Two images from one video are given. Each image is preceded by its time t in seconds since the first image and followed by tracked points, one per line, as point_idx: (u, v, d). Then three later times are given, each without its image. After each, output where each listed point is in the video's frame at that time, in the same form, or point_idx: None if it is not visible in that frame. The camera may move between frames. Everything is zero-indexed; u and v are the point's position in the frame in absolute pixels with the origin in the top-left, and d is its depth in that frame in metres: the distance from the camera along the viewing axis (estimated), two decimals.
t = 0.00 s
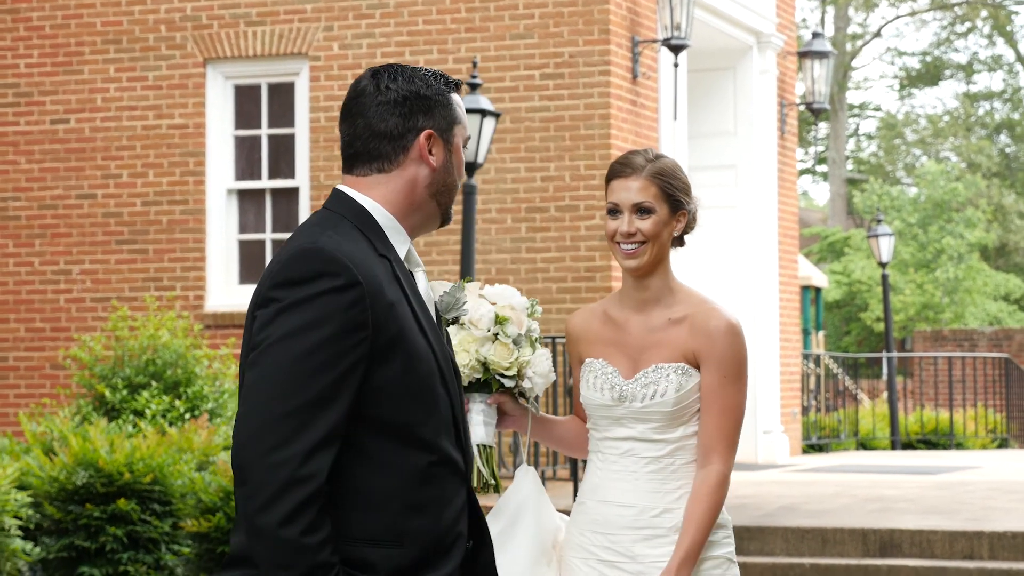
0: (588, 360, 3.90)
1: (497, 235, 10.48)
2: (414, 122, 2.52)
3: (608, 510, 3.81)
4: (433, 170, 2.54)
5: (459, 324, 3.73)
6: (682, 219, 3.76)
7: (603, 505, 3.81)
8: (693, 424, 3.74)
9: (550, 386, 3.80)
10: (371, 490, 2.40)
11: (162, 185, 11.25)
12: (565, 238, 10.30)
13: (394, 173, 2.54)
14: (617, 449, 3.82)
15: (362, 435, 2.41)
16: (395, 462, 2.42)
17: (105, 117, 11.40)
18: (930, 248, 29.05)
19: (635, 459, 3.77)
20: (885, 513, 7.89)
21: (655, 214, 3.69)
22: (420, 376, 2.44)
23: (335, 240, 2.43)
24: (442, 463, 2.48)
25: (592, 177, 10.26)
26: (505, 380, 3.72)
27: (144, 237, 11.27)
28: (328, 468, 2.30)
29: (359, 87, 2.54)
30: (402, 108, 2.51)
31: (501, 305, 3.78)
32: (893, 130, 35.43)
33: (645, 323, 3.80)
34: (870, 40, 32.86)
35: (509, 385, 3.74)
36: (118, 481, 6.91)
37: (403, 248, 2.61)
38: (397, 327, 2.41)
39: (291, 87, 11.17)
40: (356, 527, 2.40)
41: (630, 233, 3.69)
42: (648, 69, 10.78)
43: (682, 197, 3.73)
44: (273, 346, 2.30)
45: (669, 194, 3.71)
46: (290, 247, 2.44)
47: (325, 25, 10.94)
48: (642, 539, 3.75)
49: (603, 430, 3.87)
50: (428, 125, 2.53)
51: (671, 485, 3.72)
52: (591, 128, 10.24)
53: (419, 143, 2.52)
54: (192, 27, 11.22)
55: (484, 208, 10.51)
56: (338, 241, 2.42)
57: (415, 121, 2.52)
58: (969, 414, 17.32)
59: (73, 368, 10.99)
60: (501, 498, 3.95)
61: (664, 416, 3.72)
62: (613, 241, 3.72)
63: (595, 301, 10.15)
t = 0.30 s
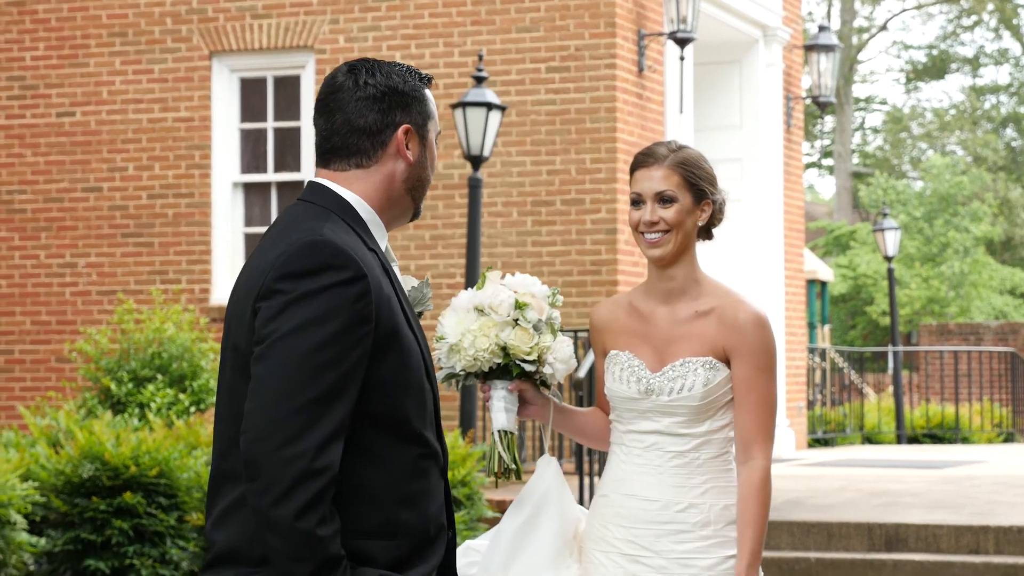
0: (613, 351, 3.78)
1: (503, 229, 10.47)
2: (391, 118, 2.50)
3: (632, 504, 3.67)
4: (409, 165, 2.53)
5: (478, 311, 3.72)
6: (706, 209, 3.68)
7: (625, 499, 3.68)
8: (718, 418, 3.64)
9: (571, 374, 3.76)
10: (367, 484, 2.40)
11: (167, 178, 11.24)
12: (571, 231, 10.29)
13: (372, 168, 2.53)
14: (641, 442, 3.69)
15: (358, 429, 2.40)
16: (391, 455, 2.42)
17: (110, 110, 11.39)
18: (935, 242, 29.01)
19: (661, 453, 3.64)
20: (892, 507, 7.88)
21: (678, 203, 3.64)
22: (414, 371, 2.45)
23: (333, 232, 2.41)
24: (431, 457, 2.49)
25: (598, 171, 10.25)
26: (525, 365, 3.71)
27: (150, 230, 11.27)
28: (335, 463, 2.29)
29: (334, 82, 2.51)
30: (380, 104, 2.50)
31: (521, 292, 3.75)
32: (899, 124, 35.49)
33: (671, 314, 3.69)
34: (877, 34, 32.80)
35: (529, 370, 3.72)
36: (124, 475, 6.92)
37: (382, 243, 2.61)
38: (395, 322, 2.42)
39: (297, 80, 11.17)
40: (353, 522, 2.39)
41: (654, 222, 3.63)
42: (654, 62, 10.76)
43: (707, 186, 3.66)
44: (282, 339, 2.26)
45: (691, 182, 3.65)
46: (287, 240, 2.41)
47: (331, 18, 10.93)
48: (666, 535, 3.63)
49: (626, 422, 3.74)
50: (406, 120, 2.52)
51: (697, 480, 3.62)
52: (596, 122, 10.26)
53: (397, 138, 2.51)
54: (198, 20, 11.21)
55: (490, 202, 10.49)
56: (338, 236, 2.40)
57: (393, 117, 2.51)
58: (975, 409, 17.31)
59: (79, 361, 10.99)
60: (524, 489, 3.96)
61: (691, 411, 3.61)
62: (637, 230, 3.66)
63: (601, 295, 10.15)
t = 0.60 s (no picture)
0: (629, 349, 3.75)
1: (503, 228, 10.47)
2: (363, 114, 2.59)
3: (645, 501, 3.60)
4: (384, 160, 2.62)
5: (501, 305, 3.68)
6: (722, 207, 3.65)
7: (638, 497, 3.61)
8: (731, 419, 3.62)
9: (589, 372, 3.72)
10: (356, 474, 2.49)
11: (167, 177, 11.24)
12: (571, 231, 10.29)
13: (347, 165, 2.62)
14: (655, 440, 3.63)
15: (344, 423, 2.49)
16: (377, 446, 2.51)
17: (110, 110, 11.39)
18: (935, 241, 29.01)
19: (675, 452, 3.59)
20: (892, 506, 7.87)
21: (691, 204, 3.61)
22: (397, 362, 2.54)
23: (314, 228, 2.49)
24: (416, 447, 2.58)
25: (597, 170, 10.25)
26: (545, 364, 3.67)
27: (150, 230, 11.27)
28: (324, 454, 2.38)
29: (306, 83, 2.61)
30: (350, 100, 2.59)
31: (544, 288, 3.69)
32: (899, 122, 35.70)
33: (689, 314, 3.67)
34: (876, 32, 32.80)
35: (550, 369, 3.68)
36: (124, 474, 6.91)
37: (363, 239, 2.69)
38: (377, 315, 2.51)
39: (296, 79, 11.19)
40: (343, 513, 2.48)
41: (667, 224, 3.61)
42: (654, 61, 10.76)
43: (721, 185, 3.63)
44: (265, 333, 2.35)
45: (704, 181, 3.62)
46: (270, 238, 2.49)
47: (331, 18, 10.93)
48: (679, 534, 3.55)
49: (639, 421, 3.69)
50: (377, 116, 2.61)
51: (711, 479, 3.57)
52: (596, 121, 10.26)
53: (370, 133, 2.60)
54: (198, 19, 11.21)
55: (489, 201, 10.49)
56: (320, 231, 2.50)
57: (364, 114, 2.59)
58: (975, 408, 17.30)
59: (79, 360, 10.99)
60: (538, 485, 3.83)
61: (707, 410, 3.58)
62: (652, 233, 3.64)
63: (600, 294, 10.16)
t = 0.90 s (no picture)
0: (632, 348, 3.75)
1: (499, 228, 10.47)
2: (351, 119, 2.70)
3: (642, 499, 3.60)
4: (371, 164, 2.73)
5: (506, 303, 3.67)
6: (721, 207, 3.60)
7: (636, 495, 3.61)
8: (732, 418, 3.59)
9: (591, 374, 3.71)
10: (356, 468, 2.61)
11: (163, 178, 11.24)
12: (566, 230, 10.29)
13: (336, 168, 2.73)
14: (654, 439, 3.64)
15: (346, 419, 2.60)
16: (376, 442, 2.63)
17: (106, 110, 11.39)
18: (930, 240, 29.03)
19: (673, 451, 3.59)
20: (888, 505, 7.88)
21: (688, 205, 3.57)
22: (395, 362, 2.67)
23: (321, 226, 2.61)
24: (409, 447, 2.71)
25: (593, 169, 10.25)
26: (546, 365, 3.67)
27: (145, 230, 11.27)
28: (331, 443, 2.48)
29: (296, 88, 2.72)
30: (339, 106, 2.69)
31: (551, 288, 3.68)
32: (895, 122, 35.56)
33: (690, 314, 3.65)
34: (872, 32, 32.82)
35: (550, 370, 3.68)
36: (119, 475, 6.90)
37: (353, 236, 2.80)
38: (379, 316, 2.63)
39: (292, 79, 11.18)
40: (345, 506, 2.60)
41: (663, 226, 3.58)
42: (649, 61, 10.77)
43: (718, 184, 3.60)
44: (279, 325, 2.45)
45: (701, 182, 3.58)
46: (278, 237, 2.59)
47: (326, 18, 10.93)
48: (675, 532, 3.54)
49: (640, 419, 3.69)
50: (365, 121, 2.71)
51: (708, 478, 3.55)
52: (591, 121, 10.26)
53: (358, 138, 2.70)
54: (193, 20, 11.21)
55: (485, 201, 10.50)
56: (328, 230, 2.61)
57: (353, 119, 2.70)
58: (971, 406, 17.33)
59: (75, 361, 10.98)
60: (538, 482, 3.83)
61: (705, 410, 3.55)
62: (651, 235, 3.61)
63: (596, 293, 10.16)
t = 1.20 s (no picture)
0: (634, 348, 3.72)
1: (497, 227, 10.48)
2: (335, 119, 2.77)
3: (636, 497, 3.61)
4: (356, 162, 2.81)
5: (494, 302, 3.68)
6: (721, 209, 3.58)
7: (631, 492, 3.62)
8: (728, 417, 3.55)
9: (586, 365, 3.70)
10: (353, 457, 2.70)
11: (160, 176, 11.23)
12: (564, 229, 10.29)
13: (322, 168, 2.80)
14: (650, 437, 3.63)
15: (342, 410, 2.70)
16: (370, 431, 2.73)
17: (103, 109, 11.38)
18: (927, 240, 29.04)
19: (667, 449, 3.58)
20: (885, 505, 7.89)
21: (687, 208, 3.55)
22: (387, 356, 2.78)
23: (318, 222, 2.70)
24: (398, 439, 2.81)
25: (591, 169, 10.25)
26: (539, 358, 3.67)
27: (143, 229, 11.26)
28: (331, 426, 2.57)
29: (279, 91, 2.79)
30: (323, 106, 2.77)
31: (538, 282, 3.71)
32: (893, 121, 35.35)
33: (690, 316, 3.61)
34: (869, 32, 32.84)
35: (544, 363, 3.68)
36: (117, 474, 6.90)
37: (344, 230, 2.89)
38: (372, 311, 2.74)
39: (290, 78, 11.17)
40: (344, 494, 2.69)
41: (663, 230, 3.55)
42: (647, 60, 10.77)
43: (717, 186, 3.57)
44: (279, 315, 2.53)
45: (700, 184, 3.56)
46: (276, 235, 2.68)
47: (324, 17, 10.92)
48: (667, 530, 3.54)
49: (639, 417, 3.68)
50: (349, 121, 2.78)
51: (700, 478, 3.53)
52: (590, 120, 10.25)
53: (342, 137, 2.78)
54: (191, 18, 11.20)
55: (483, 200, 10.50)
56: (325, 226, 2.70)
57: (336, 118, 2.77)
58: (968, 406, 17.34)
59: (72, 360, 10.97)
60: (536, 476, 3.85)
61: (699, 408, 3.53)
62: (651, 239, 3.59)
63: (594, 293, 10.17)
